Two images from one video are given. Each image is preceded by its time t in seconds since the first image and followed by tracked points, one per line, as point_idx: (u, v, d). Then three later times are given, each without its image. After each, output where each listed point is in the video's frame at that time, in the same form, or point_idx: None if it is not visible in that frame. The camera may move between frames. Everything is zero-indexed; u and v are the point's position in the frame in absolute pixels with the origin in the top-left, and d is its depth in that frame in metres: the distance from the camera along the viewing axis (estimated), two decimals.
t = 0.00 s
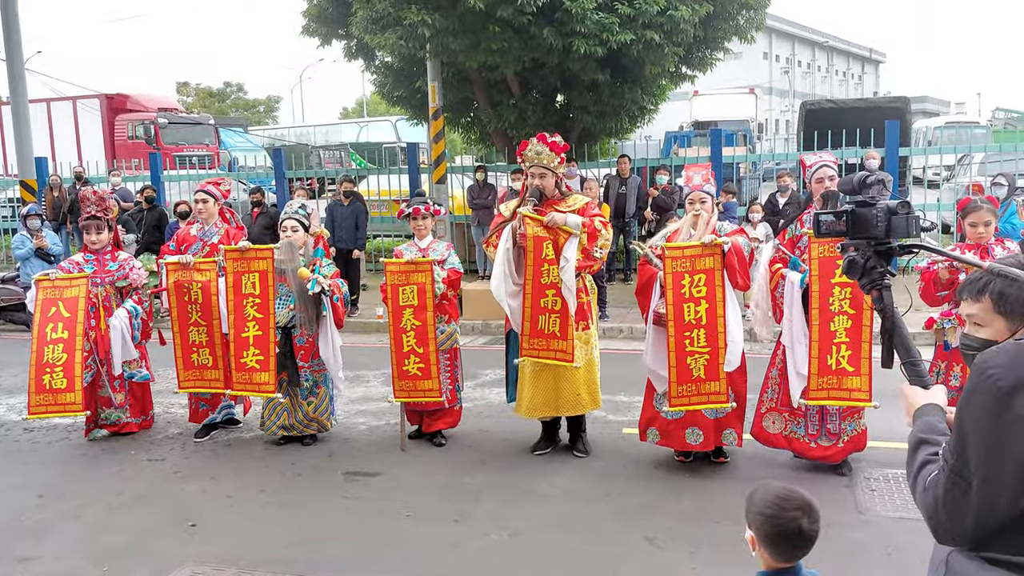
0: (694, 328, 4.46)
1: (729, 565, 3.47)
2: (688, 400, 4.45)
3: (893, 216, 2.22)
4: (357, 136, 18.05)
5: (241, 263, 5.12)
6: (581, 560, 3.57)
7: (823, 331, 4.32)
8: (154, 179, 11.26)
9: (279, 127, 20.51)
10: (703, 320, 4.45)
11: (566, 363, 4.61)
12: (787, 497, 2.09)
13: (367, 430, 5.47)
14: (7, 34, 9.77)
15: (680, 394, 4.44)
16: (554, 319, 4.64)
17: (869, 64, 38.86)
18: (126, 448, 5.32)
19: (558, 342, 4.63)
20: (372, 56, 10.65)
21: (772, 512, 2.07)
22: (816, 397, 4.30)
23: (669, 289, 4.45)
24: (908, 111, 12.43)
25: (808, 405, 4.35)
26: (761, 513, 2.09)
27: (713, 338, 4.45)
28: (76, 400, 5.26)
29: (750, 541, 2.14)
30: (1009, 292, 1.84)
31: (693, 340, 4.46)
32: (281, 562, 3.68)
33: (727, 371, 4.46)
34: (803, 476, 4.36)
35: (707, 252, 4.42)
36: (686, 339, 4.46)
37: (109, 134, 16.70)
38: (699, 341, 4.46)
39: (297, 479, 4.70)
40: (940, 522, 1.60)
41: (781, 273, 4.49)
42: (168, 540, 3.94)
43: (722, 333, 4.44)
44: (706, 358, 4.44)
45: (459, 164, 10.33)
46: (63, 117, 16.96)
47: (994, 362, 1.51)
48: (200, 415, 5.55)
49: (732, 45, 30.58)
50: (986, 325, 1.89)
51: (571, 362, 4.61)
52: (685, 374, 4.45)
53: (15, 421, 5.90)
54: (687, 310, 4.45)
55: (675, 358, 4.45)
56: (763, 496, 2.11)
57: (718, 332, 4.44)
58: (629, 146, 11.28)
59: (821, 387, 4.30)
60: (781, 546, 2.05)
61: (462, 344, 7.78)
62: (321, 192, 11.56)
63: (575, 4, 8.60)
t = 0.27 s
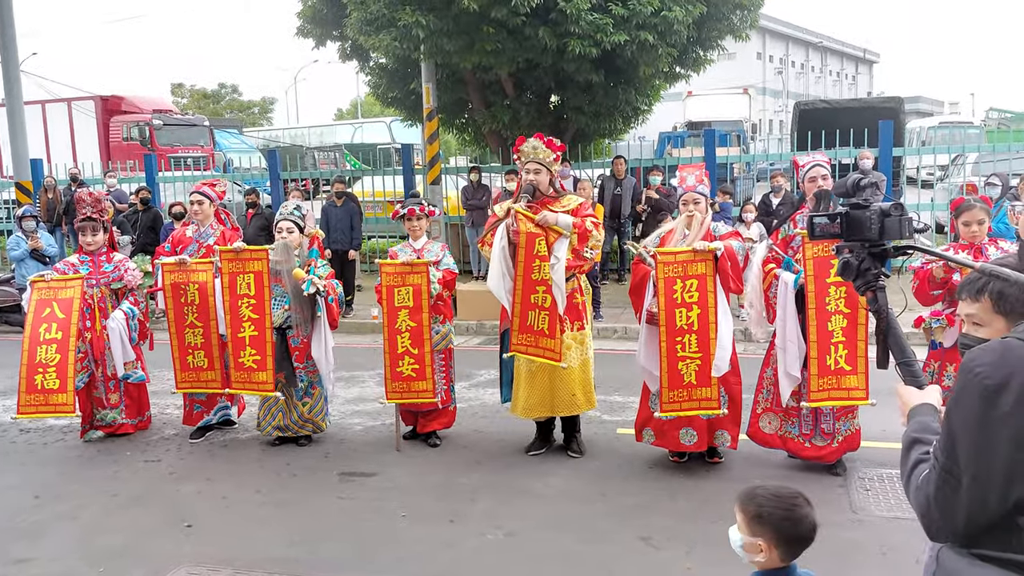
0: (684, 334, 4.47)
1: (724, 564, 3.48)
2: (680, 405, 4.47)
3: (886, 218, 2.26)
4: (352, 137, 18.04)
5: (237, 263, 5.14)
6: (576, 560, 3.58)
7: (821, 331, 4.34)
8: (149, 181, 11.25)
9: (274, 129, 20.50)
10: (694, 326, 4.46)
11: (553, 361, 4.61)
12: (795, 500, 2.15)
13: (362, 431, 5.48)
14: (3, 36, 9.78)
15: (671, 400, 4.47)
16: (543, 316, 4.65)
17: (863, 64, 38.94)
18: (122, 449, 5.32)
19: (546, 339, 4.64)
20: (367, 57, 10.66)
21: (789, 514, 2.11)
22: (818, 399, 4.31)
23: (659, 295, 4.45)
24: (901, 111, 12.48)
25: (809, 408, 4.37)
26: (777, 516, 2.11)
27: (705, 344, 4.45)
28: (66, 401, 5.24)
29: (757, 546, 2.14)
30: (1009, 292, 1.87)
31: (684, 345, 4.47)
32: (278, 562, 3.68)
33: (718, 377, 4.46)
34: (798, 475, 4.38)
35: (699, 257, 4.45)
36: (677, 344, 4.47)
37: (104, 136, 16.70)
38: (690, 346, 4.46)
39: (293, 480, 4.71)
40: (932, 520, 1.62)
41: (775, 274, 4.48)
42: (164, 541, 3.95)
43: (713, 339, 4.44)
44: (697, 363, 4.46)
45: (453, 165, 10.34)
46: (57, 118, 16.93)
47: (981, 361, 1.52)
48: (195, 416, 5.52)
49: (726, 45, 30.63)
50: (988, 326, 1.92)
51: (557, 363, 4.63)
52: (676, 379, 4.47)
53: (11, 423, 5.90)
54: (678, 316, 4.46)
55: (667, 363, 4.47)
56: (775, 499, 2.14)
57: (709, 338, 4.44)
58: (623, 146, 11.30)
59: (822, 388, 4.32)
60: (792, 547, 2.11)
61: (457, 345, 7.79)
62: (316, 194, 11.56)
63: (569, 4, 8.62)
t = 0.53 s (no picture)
0: (676, 340, 4.49)
1: (717, 565, 3.49)
2: (670, 412, 4.50)
3: (879, 219, 2.27)
4: (346, 138, 18.03)
5: (230, 264, 5.14)
6: (570, 561, 3.59)
7: (815, 331, 4.34)
8: (143, 182, 11.22)
9: (268, 130, 20.47)
10: (686, 332, 4.47)
11: (545, 361, 4.63)
12: (796, 501, 2.19)
13: (356, 432, 5.48)
14: None
15: (662, 407, 4.50)
16: (535, 315, 4.65)
17: (856, 65, 39.05)
18: (116, 450, 5.31)
19: (538, 339, 4.64)
20: (361, 59, 10.65)
21: (798, 517, 2.15)
22: (814, 399, 4.32)
23: (652, 302, 4.49)
24: (893, 112, 12.53)
25: (807, 408, 4.37)
26: (787, 519, 2.14)
27: (696, 350, 4.47)
28: (58, 401, 5.22)
29: (762, 549, 2.15)
30: (1003, 292, 1.87)
31: (675, 352, 4.49)
32: (272, 564, 3.68)
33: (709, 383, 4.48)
34: (791, 476, 4.40)
35: (691, 265, 4.45)
36: (668, 352, 4.50)
37: (97, 137, 16.67)
38: (681, 353, 4.48)
39: (287, 481, 4.70)
40: (921, 518, 1.62)
41: (768, 274, 4.52)
42: (158, 543, 3.94)
43: (703, 345, 4.45)
44: (688, 370, 4.47)
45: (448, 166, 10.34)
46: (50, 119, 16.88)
47: (965, 358, 1.53)
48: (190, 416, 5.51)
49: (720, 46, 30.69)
50: (982, 326, 1.98)
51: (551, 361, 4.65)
52: (667, 386, 4.49)
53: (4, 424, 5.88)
54: (670, 322, 4.49)
55: (658, 369, 4.50)
56: (783, 501, 2.17)
57: (700, 344, 4.45)
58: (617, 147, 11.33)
59: (818, 389, 4.33)
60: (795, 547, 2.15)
61: (452, 346, 7.79)
62: (310, 195, 11.55)
63: (564, 5, 8.64)
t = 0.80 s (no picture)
0: (672, 338, 4.48)
1: (715, 566, 3.50)
2: (664, 410, 4.48)
3: (881, 220, 2.28)
4: (344, 140, 18.04)
5: (227, 265, 5.14)
6: (568, 562, 3.59)
7: (810, 333, 4.35)
8: (141, 184, 11.22)
9: (266, 132, 20.47)
10: (683, 329, 4.47)
11: (548, 359, 4.61)
12: (793, 504, 2.19)
13: (354, 434, 5.48)
14: None
15: (657, 404, 4.48)
16: (537, 313, 4.64)
17: (853, 68, 39.11)
18: (113, 453, 5.31)
19: (541, 337, 4.63)
20: (359, 61, 10.66)
21: (795, 521, 2.14)
22: (807, 400, 4.31)
23: (648, 297, 4.49)
24: (890, 114, 12.55)
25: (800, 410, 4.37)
26: (784, 523, 2.14)
27: (691, 346, 4.47)
28: (62, 401, 5.22)
29: (759, 552, 2.15)
30: (1001, 293, 1.88)
31: (672, 349, 4.48)
32: (270, 566, 3.68)
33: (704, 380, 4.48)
34: (788, 477, 4.40)
35: (686, 262, 4.47)
36: (664, 348, 4.49)
37: (95, 139, 16.65)
38: (678, 350, 4.47)
39: (285, 483, 4.70)
40: (915, 517, 1.62)
41: (764, 275, 4.51)
42: (156, 545, 3.94)
43: (699, 341, 4.46)
44: (685, 367, 4.46)
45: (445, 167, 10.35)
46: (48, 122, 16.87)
47: (958, 357, 1.54)
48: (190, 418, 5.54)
49: (718, 48, 30.72)
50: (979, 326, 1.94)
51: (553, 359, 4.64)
52: (663, 384, 4.47)
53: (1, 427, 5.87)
54: (666, 319, 4.48)
55: (654, 366, 4.49)
56: (780, 505, 2.16)
57: (695, 340, 4.46)
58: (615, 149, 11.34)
59: (811, 391, 4.33)
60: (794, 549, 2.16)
61: (449, 348, 7.79)
62: (307, 197, 11.55)
63: (562, 7, 8.65)
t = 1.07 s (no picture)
0: (672, 339, 4.48)
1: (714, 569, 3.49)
2: (664, 412, 4.48)
3: (881, 225, 2.30)
4: (344, 144, 18.06)
5: (225, 270, 5.14)
6: (567, 566, 3.59)
7: (806, 336, 4.36)
8: (141, 188, 11.23)
9: (266, 136, 20.49)
10: (682, 330, 4.47)
11: (557, 354, 4.62)
12: (786, 507, 2.17)
13: (353, 438, 5.48)
14: None
15: (657, 406, 4.48)
16: (543, 308, 4.63)
17: (853, 71, 39.16)
18: (112, 457, 5.30)
19: (549, 332, 4.63)
20: (358, 65, 10.67)
21: (783, 525, 2.13)
22: (801, 404, 4.33)
23: (648, 298, 4.49)
24: (890, 118, 12.57)
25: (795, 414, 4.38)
26: (771, 528, 2.13)
27: (690, 348, 4.47)
28: (70, 403, 5.26)
29: (748, 557, 2.15)
30: (1001, 295, 1.89)
31: (671, 350, 4.48)
32: (268, 569, 3.68)
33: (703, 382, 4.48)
34: (788, 481, 4.40)
35: (683, 264, 4.47)
36: (664, 350, 4.48)
37: (95, 143, 16.67)
38: (677, 352, 4.47)
39: (284, 487, 4.70)
40: (915, 519, 1.63)
41: (762, 277, 4.53)
42: (155, 549, 3.94)
43: (698, 343, 4.46)
44: (684, 369, 4.46)
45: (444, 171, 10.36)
46: (48, 126, 16.88)
47: (955, 359, 1.54)
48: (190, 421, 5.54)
49: (717, 52, 30.75)
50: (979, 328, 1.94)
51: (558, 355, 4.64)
52: (662, 386, 4.47)
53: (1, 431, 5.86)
54: (666, 321, 4.48)
55: (654, 368, 4.49)
56: (768, 510, 2.16)
57: (694, 341, 4.46)
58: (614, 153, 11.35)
59: (805, 395, 4.34)
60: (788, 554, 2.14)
61: (449, 351, 7.79)
62: (307, 201, 11.56)
63: (562, 11, 8.66)
